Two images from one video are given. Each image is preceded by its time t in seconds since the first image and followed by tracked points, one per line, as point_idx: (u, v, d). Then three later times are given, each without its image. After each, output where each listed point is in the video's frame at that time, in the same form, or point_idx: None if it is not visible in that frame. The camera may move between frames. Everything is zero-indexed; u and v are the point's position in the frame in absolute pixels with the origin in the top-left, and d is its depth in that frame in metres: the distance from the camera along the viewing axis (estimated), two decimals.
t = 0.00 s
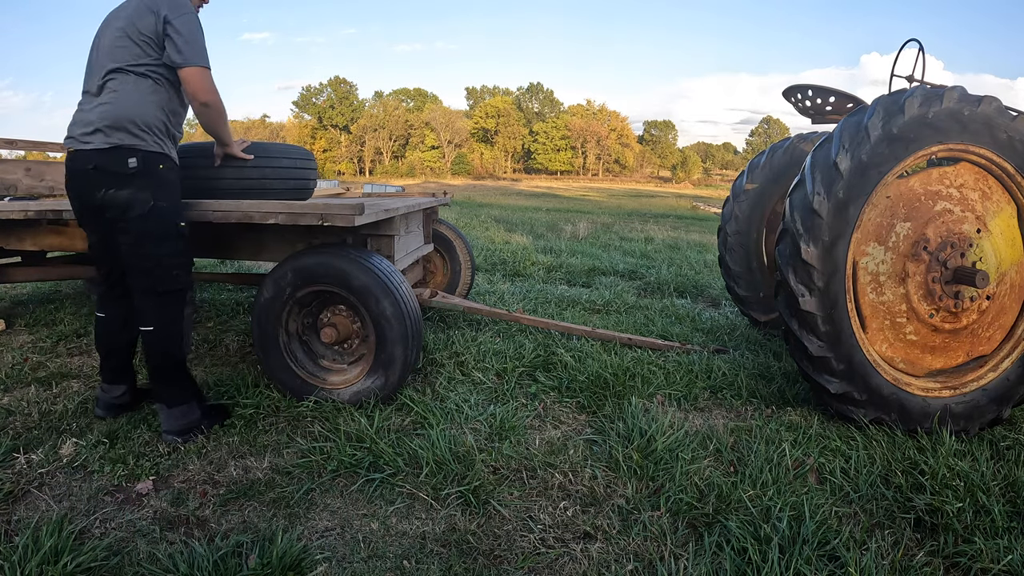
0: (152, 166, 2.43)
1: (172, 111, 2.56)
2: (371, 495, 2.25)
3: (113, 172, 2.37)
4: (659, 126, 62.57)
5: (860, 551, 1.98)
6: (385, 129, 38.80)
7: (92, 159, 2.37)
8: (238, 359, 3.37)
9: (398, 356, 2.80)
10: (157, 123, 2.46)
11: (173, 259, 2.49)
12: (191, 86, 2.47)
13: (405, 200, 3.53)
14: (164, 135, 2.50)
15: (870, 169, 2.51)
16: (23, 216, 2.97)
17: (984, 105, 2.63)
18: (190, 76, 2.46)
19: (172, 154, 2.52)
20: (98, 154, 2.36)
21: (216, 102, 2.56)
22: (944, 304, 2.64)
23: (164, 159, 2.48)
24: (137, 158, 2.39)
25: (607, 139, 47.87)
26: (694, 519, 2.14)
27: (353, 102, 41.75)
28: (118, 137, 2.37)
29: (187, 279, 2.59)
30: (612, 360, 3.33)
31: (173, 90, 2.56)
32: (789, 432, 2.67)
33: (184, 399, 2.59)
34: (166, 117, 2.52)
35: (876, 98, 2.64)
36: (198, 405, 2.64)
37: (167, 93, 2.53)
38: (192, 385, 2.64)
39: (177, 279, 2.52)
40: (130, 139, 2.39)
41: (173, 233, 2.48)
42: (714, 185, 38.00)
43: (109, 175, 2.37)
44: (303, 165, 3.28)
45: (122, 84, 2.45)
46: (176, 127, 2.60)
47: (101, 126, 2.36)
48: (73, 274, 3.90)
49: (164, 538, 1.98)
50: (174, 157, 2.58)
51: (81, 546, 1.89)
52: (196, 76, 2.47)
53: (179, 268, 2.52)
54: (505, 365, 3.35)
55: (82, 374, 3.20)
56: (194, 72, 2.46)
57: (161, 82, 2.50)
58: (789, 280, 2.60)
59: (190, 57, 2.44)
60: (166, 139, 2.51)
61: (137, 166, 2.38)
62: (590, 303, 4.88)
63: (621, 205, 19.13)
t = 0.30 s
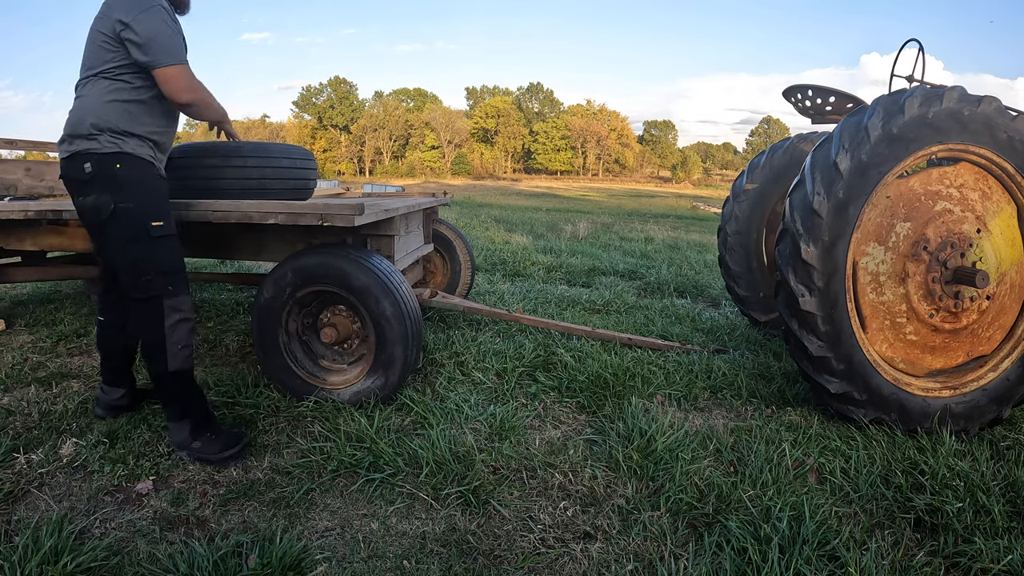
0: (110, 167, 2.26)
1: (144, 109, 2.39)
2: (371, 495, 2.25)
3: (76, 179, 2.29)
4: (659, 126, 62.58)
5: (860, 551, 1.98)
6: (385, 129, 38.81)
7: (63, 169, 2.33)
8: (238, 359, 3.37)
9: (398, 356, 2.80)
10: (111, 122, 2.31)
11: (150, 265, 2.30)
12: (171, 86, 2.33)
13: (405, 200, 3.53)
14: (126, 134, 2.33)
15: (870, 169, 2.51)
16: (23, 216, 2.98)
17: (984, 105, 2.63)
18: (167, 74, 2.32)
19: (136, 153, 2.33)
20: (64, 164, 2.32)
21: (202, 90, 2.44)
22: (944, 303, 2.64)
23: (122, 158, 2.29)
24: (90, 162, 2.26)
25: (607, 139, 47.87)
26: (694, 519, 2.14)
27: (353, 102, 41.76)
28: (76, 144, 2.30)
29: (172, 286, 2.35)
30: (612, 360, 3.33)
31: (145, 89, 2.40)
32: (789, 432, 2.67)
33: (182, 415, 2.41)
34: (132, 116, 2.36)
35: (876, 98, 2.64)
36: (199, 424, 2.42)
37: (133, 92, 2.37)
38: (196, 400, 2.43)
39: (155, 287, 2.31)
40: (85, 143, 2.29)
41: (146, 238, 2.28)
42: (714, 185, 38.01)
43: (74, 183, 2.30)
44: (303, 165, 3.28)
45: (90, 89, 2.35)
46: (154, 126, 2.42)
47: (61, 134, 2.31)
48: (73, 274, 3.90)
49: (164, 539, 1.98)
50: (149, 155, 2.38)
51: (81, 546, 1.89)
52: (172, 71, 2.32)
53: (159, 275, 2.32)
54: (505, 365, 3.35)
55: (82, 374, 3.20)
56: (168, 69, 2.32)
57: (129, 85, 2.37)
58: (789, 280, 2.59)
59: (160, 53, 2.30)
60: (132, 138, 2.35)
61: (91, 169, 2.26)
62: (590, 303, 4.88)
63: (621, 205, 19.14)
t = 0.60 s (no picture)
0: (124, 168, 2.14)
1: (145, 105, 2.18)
2: (371, 495, 2.25)
3: (92, 181, 2.20)
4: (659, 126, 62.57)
5: (860, 551, 1.98)
6: (385, 129, 38.82)
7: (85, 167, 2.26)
8: (238, 359, 3.37)
9: (399, 356, 2.80)
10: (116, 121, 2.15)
11: (167, 278, 2.20)
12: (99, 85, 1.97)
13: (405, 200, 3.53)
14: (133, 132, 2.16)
15: (870, 169, 2.51)
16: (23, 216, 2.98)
17: (984, 105, 2.63)
18: (93, 67, 1.97)
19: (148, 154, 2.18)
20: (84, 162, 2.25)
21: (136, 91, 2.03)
22: (944, 304, 2.64)
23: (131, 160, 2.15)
24: (104, 163, 2.16)
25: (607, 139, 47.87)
26: (694, 519, 2.14)
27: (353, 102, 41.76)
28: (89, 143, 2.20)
29: (189, 304, 2.26)
30: (613, 360, 3.33)
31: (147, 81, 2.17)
32: (789, 432, 2.67)
33: (189, 425, 2.36)
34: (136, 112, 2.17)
35: (876, 98, 2.64)
36: (207, 438, 2.37)
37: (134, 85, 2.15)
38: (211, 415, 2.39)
39: (171, 304, 2.23)
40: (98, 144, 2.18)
41: (162, 251, 2.17)
42: (714, 185, 38.01)
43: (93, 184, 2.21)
44: (303, 165, 3.28)
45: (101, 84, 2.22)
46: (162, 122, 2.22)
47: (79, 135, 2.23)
48: (73, 274, 3.90)
49: (164, 539, 1.98)
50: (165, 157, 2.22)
51: (81, 546, 1.89)
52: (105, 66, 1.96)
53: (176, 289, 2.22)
54: (505, 365, 3.35)
55: (82, 374, 3.20)
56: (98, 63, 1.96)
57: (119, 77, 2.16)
58: (789, 280, 2.59)
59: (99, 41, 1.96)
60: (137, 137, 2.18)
61: (104, 172, 2.16)
62: (590, 302, 4.88)
63: (621, 205, 19.15)
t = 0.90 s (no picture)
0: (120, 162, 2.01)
1: (151, 88, 2.06)
2: (371, 495, 2.25)
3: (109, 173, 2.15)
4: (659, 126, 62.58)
5: (860, 551, 1.98)
6: (385, 129, 38.82)
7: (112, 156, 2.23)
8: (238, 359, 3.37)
9: (399, 356, 2.80)
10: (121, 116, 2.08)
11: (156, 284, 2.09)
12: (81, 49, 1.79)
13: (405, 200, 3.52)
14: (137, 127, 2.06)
15: (870, 169, 2.51)
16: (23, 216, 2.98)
17: (984, 105, 2.63)
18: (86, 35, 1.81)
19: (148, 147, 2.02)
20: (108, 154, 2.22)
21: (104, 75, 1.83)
22: (944, 304, 2.64)
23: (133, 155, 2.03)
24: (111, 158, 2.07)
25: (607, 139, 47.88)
26: (694, 519, 2.14)
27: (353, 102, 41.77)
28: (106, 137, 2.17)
29: (176, 313, 2.14)
30: (613, 360, 3.33)
31: (153, 59, 2.05)
32: (789, 432, 2.67)
33: (184, 425, 2.33)
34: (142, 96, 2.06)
35: (876, 98, 2.64)
36: (206, 441, 2.36)
37: (140, 65, 2.05)
38: (209, 417, 2.36)
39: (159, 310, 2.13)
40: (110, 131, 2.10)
41: (152, 256, 2.04)
42: (714, 185, 38.01)
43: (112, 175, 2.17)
44: (304, 165, 3.29)
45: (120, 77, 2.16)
46: (169, 107, 2.08)
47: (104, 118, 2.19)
48: (73, 274, 3.90)
49: (164, 538, 1.98)
50: (169, 150, 2.05)
51: (81, 546, 1.89)
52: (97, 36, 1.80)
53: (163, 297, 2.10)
54: (505, 365, 3.35)
55: (82, 374, 3.20)
56: (91, 27, 1.80)
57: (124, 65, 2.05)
58: (789, 280, 2.59)
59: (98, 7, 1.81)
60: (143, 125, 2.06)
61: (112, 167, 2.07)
62: (590, 303, 4.88)
63: (621, 205, 19.15)
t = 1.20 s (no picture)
0: (157, 161, 2.01)
1: (191, 83, 1.99)
2: (371, 495, 2.25)
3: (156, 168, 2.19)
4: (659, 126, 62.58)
5: (860, 551, 1.98)
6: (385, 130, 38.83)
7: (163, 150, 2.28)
8: (237, 359, 3.37)
9: (399, 356, 2.80)
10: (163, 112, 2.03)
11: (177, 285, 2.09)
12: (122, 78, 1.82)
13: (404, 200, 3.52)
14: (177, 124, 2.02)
15: (870, 169, 2.51)
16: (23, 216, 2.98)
17: (984, 105, 2.63)
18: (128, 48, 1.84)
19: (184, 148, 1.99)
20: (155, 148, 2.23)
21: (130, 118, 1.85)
22: (944, 304, 2.65)
23: (167, 154, 2.00)
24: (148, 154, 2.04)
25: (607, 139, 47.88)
26: (694, 519, 2.14)
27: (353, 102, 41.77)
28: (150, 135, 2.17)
29: (191, 318, 2.12)
30: (613, 360, 3.33)
31: (195, 55, 1.99)
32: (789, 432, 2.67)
33: (187, 426, 2.30)
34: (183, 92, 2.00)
35: (876, 98, 2.63)
36: (204, 441, 2.32)
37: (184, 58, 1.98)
38: (209, 419, 2.31)
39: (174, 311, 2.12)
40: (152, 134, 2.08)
41: (172, 256, 2.03)
42: (714, 185, 38.01)
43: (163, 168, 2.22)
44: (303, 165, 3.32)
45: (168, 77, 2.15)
46: (209, 104, 2.02)
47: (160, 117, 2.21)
48: (73, 274, 3.90)
49: (164, 538, 1.98)
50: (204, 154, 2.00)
51: (81, 546, 1.89)
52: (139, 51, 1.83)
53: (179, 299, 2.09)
54: (504, 365, 3.35)
55: (82, 374, 3.20)
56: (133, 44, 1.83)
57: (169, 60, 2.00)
58: (789, 280, 2.59)
59: (148, 6, 1.83)
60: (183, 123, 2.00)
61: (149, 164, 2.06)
62: (590, 303, 4.88)
63: (621, 205, 19.15)
